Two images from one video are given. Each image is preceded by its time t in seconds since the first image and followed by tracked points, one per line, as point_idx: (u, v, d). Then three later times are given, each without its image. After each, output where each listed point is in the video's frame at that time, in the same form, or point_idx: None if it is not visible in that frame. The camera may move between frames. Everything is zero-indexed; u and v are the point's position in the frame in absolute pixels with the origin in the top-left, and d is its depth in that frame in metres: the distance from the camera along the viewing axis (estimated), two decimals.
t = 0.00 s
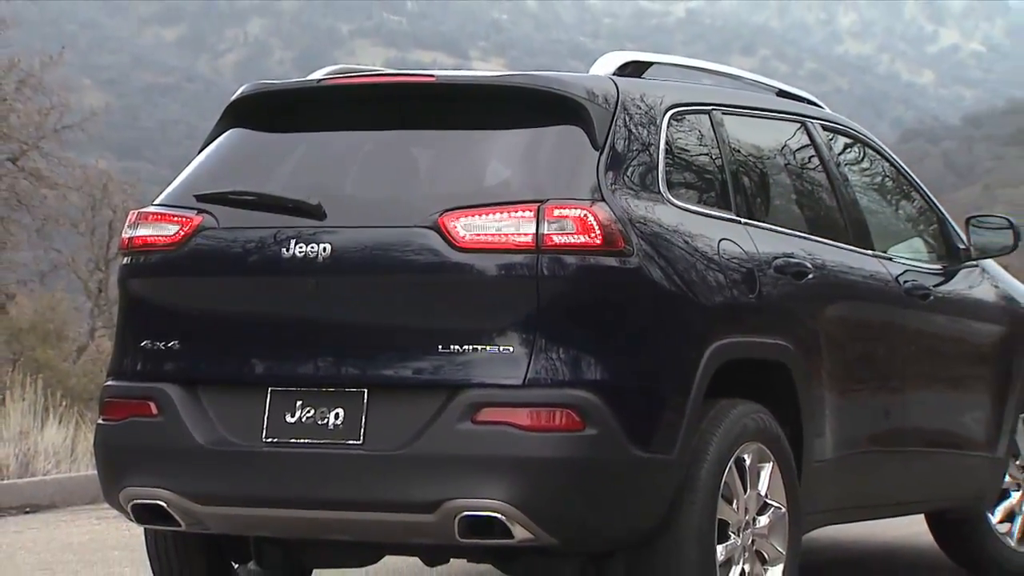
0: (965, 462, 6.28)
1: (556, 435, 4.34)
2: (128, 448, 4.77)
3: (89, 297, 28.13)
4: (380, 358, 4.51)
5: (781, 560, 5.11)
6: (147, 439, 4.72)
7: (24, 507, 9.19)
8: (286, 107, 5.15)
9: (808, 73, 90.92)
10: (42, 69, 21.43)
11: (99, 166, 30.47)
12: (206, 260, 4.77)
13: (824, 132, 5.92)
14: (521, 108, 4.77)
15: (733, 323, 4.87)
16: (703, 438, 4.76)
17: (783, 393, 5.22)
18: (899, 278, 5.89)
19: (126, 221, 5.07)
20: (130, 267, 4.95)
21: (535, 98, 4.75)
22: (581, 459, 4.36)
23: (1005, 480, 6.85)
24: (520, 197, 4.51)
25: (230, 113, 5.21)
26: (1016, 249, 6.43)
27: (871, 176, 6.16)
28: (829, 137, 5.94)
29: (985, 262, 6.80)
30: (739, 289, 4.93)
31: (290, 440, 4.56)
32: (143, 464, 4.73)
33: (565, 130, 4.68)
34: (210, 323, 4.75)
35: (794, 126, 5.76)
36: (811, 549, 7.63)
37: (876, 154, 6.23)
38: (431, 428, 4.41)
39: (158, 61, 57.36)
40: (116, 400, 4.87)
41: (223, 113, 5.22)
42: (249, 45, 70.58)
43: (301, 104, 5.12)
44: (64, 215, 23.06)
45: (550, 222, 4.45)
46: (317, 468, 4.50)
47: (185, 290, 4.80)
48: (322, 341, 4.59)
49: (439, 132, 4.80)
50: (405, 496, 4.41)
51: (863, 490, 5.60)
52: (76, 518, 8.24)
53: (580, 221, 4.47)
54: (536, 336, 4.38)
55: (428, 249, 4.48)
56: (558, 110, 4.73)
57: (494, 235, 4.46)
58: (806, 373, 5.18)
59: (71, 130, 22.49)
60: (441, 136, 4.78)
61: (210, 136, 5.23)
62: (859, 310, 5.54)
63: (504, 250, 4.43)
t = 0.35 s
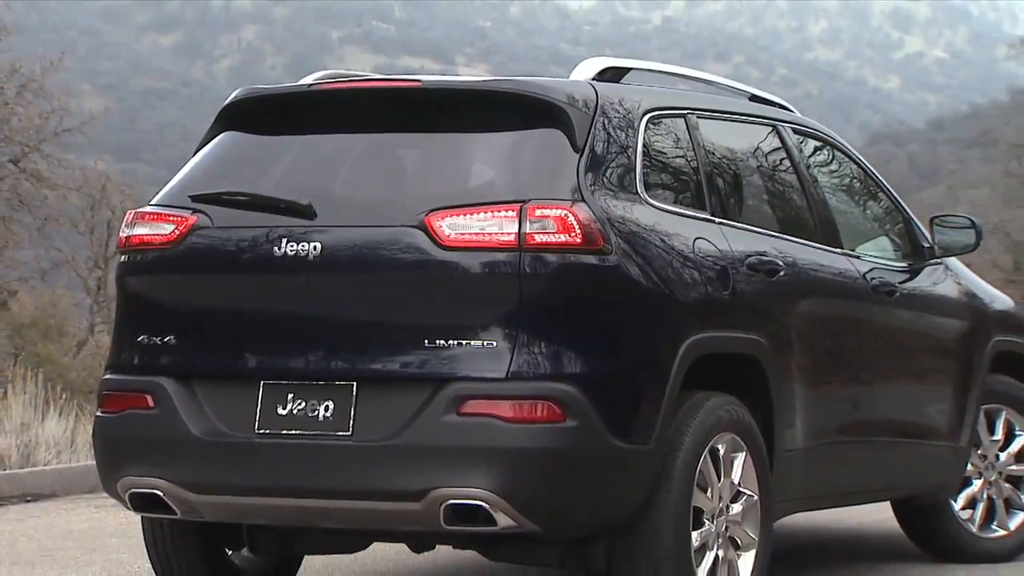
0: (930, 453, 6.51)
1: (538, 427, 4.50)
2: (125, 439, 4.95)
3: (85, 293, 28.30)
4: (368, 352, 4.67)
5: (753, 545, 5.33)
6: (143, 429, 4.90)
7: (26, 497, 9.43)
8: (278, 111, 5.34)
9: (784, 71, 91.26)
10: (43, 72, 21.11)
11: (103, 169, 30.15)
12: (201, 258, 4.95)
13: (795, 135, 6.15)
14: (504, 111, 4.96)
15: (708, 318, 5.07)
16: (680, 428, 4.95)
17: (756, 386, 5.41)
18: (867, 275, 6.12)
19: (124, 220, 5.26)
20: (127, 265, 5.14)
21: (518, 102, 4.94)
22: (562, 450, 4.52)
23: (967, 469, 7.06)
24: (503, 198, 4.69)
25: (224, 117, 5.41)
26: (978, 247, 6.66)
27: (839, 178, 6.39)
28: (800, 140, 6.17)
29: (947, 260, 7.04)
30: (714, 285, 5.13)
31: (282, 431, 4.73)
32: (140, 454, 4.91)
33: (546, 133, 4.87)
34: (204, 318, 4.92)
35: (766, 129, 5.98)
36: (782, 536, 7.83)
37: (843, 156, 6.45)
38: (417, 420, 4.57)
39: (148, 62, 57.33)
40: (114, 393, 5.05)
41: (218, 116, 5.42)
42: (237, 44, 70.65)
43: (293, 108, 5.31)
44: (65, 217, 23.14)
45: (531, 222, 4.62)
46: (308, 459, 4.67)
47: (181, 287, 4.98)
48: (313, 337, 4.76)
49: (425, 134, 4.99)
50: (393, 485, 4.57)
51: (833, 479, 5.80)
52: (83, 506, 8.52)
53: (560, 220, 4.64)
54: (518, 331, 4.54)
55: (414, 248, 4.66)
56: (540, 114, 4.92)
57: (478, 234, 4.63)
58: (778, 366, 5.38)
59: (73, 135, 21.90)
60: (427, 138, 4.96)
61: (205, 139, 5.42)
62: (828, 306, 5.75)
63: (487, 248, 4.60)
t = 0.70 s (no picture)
0: (901, 442, 6.72)
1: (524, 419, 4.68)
2: (126, 429, 5.13)
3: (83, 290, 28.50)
4: (361, 346, 4.85)
5: (730, 531, 5.55)
6: (144, 420, 5.09)
7: (30, 485, 9.75)
8: (273, 114, 5.53)
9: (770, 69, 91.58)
10: (50, 76, 20.87)
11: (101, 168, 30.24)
12: (200, 256, 5.14)
13: (772, 138, 6.36)
14: (491, 114, 5.15)
15: (688, 313, 5.26)
16: (661, 419, 5.14)
17: (734, 379, 5.61)
18: (840, 272, 6.33)
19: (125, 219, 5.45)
20: (128, 262, 5.33)
21: (504, 106, 5.13)
22: (547, 440, 4.70)
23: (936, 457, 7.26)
24: (491, 198, 4.88)
25: (221, 120, 5.60)
26: (947, 245, 6.93)
27: (814, 179, 6.60)
28: (777, 142, 6.38)
29: (918, 258, 7.24)
30: (693, 282, 5.32)
31: (277, 422, 4.91)
32: (141, 444, 5.09)
33: (532, 135, 5.06)
34: (203, 314, 5.11)
35: (744, 132, 6.18)
36: (759, 523, 8.00)
37: (818, 158, 6.67)
38: (408, 411, 4.75)
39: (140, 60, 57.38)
40: (116, 385, 5.24)
41: (216, 119, 5.61)
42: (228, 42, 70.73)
43: (287, 111, 5.50)
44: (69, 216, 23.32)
45: (518, 221, 4.80)
46: (303, 449, 4.84)
47: (181, 284, 5.17)
48: (308, 332, 4.95)
49: (415, 136, 5.17)
50: (384, 473, 4.75)
51: (807, 468, 6.01)
52: (85, 494, 8.77)
53: (546, 220, 4.82)
54: (506, 326, 4.73)
55: (405, 246, 4.84)
56: (526, 117, 5.11)
57: (467, 233, 4.81)
58: (754, 359, 5.58)
59: (79, 139, 21.75)
60: (418, 140, 5.15)
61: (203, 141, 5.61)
62: (803, 302, 5.96)
63: (475, 246, 4.78)
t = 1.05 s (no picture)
0: (871, 432, 6.94)
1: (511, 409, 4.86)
2: (128, 420, 5.33)
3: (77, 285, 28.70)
4: (353, 340, 5.04)
5: (709, 517, 5.75)
6: (145, 411, 5.28)
7: (35, 473, 9.95)
8: (269, 116, 5.72)
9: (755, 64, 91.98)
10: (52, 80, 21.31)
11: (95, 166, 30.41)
12: (198, 253, 5.34)
13: (749, 139, 6.57)
14: (478, 116, 5.35)
15: (668, 308, 5.47)
16: (642, 410, 5.34)
17: (713, 371, 5.82)
18: (814, 268, 6.54)
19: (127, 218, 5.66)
20: (130, 258, 5.53)
21: (491, 108, 5.32)
22: (533, 430, 4.89)
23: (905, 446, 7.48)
24: (479, 197, 5.07)
25: (219, 122, 5.81)
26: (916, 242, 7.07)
27: (790, 178, 6.82)
28: (754, 143, 6.59)
29: (887, 254, 7.46)
30: (674, 278, 5.53)
31: (273, 413, 5.09)
32: (142, 434, 5.29)
33: (518, 136, 5.26)
34: (202, 308, 5.30)
35: (722, 133, 6.40)
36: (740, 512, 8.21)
37: (793, 158, 6.88)
38: (399, 402, 4.94)
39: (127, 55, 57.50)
40: (118, 378, 5.43)
41: (215, 121, 5.82)
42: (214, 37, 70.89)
43: (282, 113, 5.69)
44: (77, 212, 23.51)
45: (505, 219, 5.00)
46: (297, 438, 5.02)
47: (180, 279, 5.37)
48: (302, 326, 5.14)
49: (406, 137, 5.37)
50: (376, 462, 4.93)
51: (783, 457, 6.22)
52: (88, 483, 9.00)
53: (532, 217, 5.02)
54: (493, 320, 4.92)
55: (396, 243, 5.04)
56: (512, 119, 5.31)
57: (456, 230, 5.00)
58: (731, 352, 5.79)
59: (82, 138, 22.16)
60: (408, 141, 5.35)
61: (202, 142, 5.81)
62: (779, 296, 6.18)
63: (464, 243, 4.97)
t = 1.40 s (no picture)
0: (844, 421, 7.16)
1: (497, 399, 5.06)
2: (128, 409, 5.52)
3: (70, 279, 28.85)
4: (345, 332, 5.23)
5: (688, 503, 5.96)
6: (145, 401, 5.47)
7: (38, 462, 10.15)
8: (263, 117, 5.91)
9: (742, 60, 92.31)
10: (57, 83, 21.55)
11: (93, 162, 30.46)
12: (196, 249, 5.54)
13: (727, 139, 6.79)
14: (465, 117, 5.54)
15: (649, 302, 5.67)
16: (623, 400, 5.53)
17: (692, 363, 6.02)
18: (789, 263, 6.76)
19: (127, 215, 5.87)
20: (129, 254, 5.73)
21: (477, 110, 5.52)
22: (518, 419, 5.09)
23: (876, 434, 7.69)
24: (466, 195, 5.27)
25: (216, 123, 6.01)
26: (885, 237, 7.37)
27: (767, 177, 7.03)
28: (731, 144, 6.80)
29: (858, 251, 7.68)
30: (654, 273, 5.73)
31: (268, 403, 5.28)
32: (141, 423, 5.48)
33: (504, 137, 5.46)
34: (199, 303, 5.50)
35: (701, 133, 6.61)
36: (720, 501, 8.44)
37: (770, 158, 7.10)
38: (389, 393, 5.13)
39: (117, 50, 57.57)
40: (118, 369, 5.63)
41: (212, 122, 6.02)
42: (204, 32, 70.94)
43: (276, 115, 5.89)
44: (74, 211, 23.79)
45: (491, 216, 5.19)
46: (291, 428, 5.21)
47: (178, 275, 5.56)
48: (296, 319, 5.33)
49: (396, 138, 5.56)
50: (367, 450, 5.12)
51: (759, 445, 6.43)
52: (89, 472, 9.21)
53: (517, 215, 5.22)
54: (481, 313, 5.11)
55: (387, 239, 5.23)
56: (498, 120, 5.51)
57: (444, 227, 5.19)
58: (710, 345, 6.00)
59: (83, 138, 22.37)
60: (398, 141, 5.55)
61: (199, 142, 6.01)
62: (756, 291, 6.39)
63: (452, 239, 5.17)
